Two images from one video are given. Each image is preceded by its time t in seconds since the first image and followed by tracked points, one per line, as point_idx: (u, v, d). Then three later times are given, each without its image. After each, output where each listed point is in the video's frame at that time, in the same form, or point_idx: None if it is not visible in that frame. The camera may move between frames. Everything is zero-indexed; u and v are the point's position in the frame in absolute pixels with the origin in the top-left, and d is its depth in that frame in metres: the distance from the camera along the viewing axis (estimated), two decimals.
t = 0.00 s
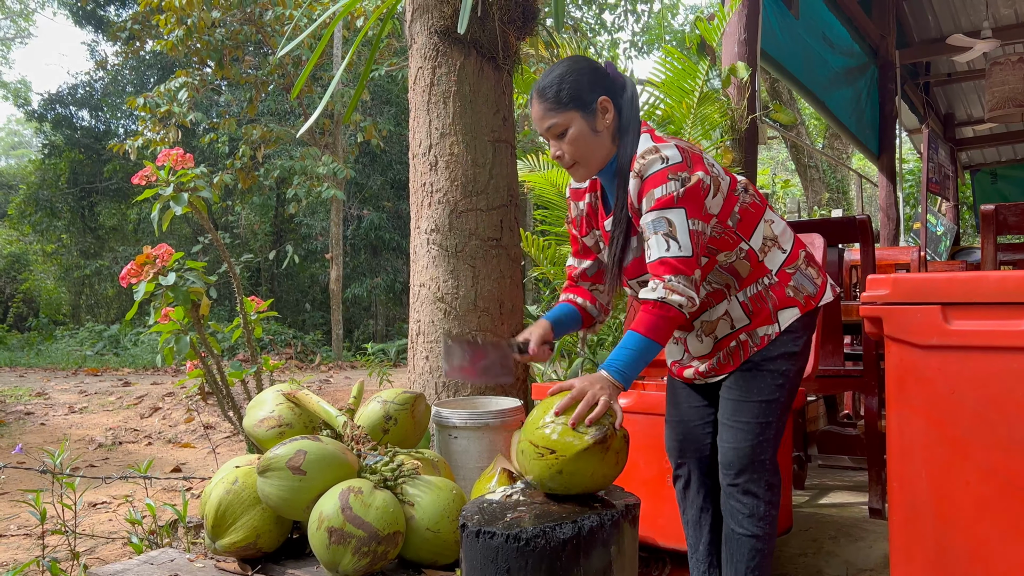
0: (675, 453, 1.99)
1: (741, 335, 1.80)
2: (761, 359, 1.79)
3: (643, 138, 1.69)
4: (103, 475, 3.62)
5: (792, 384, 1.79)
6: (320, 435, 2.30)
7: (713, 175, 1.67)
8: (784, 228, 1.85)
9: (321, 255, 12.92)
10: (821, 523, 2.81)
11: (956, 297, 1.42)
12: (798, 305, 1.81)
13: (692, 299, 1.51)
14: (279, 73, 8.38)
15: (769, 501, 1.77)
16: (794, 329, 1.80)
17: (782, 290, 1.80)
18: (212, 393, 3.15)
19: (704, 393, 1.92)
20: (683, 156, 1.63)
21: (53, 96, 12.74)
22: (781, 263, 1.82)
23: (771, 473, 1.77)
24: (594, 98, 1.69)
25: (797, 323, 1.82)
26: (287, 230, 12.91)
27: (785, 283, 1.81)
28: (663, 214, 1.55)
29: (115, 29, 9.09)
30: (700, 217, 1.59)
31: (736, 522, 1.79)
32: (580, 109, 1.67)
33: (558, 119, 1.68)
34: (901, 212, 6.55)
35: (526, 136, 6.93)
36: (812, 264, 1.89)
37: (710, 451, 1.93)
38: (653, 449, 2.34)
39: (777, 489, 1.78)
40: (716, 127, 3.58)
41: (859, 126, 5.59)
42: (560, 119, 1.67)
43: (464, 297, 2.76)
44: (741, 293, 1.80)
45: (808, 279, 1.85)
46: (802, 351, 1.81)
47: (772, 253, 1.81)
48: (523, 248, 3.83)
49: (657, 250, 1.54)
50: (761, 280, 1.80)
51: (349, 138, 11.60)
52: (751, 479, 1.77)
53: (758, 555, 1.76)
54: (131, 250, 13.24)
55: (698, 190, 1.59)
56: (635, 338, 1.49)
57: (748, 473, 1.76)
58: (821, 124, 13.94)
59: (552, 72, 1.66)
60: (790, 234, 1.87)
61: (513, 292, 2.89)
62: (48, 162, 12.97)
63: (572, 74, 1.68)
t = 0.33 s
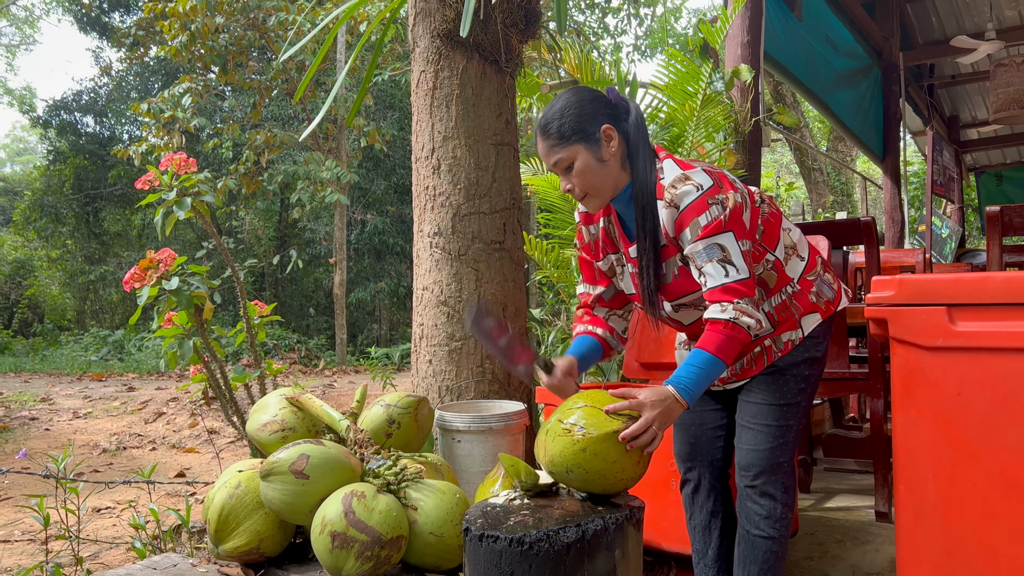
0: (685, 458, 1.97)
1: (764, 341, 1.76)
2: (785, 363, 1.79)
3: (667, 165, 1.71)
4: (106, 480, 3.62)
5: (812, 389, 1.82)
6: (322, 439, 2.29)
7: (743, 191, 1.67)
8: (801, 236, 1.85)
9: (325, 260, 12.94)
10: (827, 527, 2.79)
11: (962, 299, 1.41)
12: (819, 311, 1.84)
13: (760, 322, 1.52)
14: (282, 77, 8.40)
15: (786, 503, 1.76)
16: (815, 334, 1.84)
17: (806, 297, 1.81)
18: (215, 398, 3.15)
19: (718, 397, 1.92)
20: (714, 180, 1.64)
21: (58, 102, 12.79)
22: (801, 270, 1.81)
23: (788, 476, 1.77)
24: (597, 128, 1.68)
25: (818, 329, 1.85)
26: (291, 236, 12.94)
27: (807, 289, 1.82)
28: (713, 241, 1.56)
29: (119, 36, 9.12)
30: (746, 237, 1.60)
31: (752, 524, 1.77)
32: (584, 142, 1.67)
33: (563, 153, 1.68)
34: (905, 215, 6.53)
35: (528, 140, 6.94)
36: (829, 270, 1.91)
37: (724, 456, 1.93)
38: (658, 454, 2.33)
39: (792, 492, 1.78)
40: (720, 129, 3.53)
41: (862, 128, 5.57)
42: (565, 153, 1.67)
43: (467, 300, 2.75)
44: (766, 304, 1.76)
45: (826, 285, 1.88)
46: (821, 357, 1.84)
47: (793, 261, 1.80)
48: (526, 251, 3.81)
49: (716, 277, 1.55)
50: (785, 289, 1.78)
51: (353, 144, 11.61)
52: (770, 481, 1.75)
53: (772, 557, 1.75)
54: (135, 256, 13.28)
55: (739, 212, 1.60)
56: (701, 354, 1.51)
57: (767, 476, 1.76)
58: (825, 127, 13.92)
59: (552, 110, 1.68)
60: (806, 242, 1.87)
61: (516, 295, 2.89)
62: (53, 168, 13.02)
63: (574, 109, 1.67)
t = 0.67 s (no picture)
0: (696, 472, 1.95)
1: (773, 353, 1.76)
2: (793, 376, 1.78)
3: (670, 172, 1.70)
4: (120, 494, 3.64)
5: (821, 402, 1.81)
6: (334, 453, 2.30)
7: (748, 200, 1.66)
8: (807, 244, 1.85)
9: (336, 273, 12.99)
10: (840, 540, 2.77)
11: (974, 311, 1.40)
12: (827, 321, 1.83)
13: (765, 330, 1.50)
14: (293, 93, 8.45)
15: (797, 518, 1.75)
16: (824, 345, 1.83)
17: (814, 307, 1.81)
18: (227, 413, 3.16)
19: (727, 412, 1.91)
20: (719, 188, 1.63)
21: (72, 119, 12.90)
22: (809, 280, 1.81)
23: (799, 490, 1.76)
24: (594, 140, 1.70)
25: (827, 340, 1.84)
26: (302, 249, 13.00)
27: (815, 298, 1.81)
28: (718, 248, 1.55)
29: (132, 53, 9.20)
30: (751, 245, 1.59)
31: (764, 539, 1.77)
32: (582, 154, 1.69)
33: (564, 167, 1.71)
34: (917, 225, 6.51)
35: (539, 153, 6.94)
36: (837, 280, 1.90)
37: (734, 470, 1.92)
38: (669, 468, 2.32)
39: (804, 506, 1.77)
40: (729, 141, 3.55)
41: (872, 138, 5.56)
42: (564, 167, 1.70)
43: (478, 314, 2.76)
44: (774, 312, 1.76)
45: (834, 295, 1.87)
46: (831, 369, 1.84)
47: (801, 270, 1.80)
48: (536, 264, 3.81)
49: (720, 285, 1.53)
50: (792, 299, 1.77)
51: (363, 158, 11.67)
52: (781, 495, 1.75)
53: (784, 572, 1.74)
54: (148, 270, 13.36)
55: (743, 218, 1.59)
56: (713, 368, 1.48)
57: (778, 490, 1.75)
58: (835, 138, 13.92)
59: (546, 126, 1.71)
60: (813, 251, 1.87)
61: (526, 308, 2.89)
62: (66, 184, 13.15)
63: (572, 123, 1.70)
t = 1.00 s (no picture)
0: (710, 472, 1.95)
1: (789, 354, 1.75)
2: (809, 377, 1.77)
3: (669, 185, 1.71)
4: (128, 495, 3.65)
5: (837, 402, 1.80)
6: (342, 453, 2.30)
7: (749, 203, 1.66)
8: (820, 242, 1.84)
9: (343, 275, 13.02)
10: (850, 540, 2.75)
11: (984, 308, 1.39)
12: (843, 320, 1.82)
13: (782, 332, 1.51)
14: (299, 94, 8.48)
15: (812, 518, 1.74)
16: (840, 345, 1.82)
17: (828, 306, 1.80)
18: (235, 414, 3.16)
19: (742, 412, 1.91)
20: (719, 195, 1.64)
21: (79, 122, 12.96)
22: (823, 279, 1.80)
23: (815, 491, 1.76)
24: (583, 167, 1.69)
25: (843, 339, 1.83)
26: (309, 250, 13.04)
27: (830, 297, 1.80)
28: (725, 256, 1.56)
29: (139, 56, 9.24)
30: (758, 249, 1.59)
31: (777, 538, 1.76)
32: (575, 184, 1.68)
33: (559, 201, 1.70)
34: (924, 223, 6.48)
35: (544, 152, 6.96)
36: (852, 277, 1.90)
37: (749, 469, 1.91)
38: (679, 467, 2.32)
39: (818, 506, 1.76)
40: (736, 140, 3.55)
41: (879, 137, 5.55)
42: (558, 201, 1.70)
43: (485, 313, 2.76)
44: (788, 313, 1.75)
45: (849, 293, 1.86)
46: (847, 367, 1.82)
47: (815, 269, 1.79)
48: (544, 264, 3.81)
49: (732, 291, 1.54)
50: (807, 298, 1.77)
51: (369, 159, 11.70)
52: (795, 495, 1.74)
53: (798, 572, 1.73)
54: (155, 273, 13.41)
55: (746, 223, 1.59)
56: (731, 368, 1.50)
57: (794, 490, 1.74)
58: (842, 135, 13.89)
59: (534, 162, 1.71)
60: (826, 250, 1.87)
61: (534, 307, 2.89)
62: (74, 187, 13.23)
63: (560, 155, 1.69)
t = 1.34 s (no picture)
0: (708, 454, 1.97)
1: (772, 337, 1.76)
2: (794, 360, 1.77)
3: (670, 152, 1.69)
4: (130, 481, 3.67)
5: (824, 385, 1.78)
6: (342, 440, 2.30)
7: (747, 179, 1.66)
8: (814, 227, 1.83)
9: (342, 262, 13.01)
10: (848, 525, 2.77)
11: (985, 294, 1.39)
12: (830, 305, 1.80)
13: (751, 307, 1.50)
14: (298, 80, 8.43)
15: (802, 501, 1.75)
16: (826, 330, 1.79)
17: (815, 291, 1.78)
18: (236, 400, 3.17)
19: (732, 394, 1.91)
20: (716, 165, 1.62)
21: (77, 108, 12.90)
22: (812, 263, 1.80)
23: (806, 475, 1.76)
24: (629, 110, 1.65)
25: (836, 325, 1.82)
26: (308, 237, 13.01)
27: (817, 282, 1.79)
28: (710, 224, 1.55)
29: (136, 42, 9.17)
30: (746, 222, 1.58)
31: (769, 523, 1.76)
32: (618, 121, 1.63)
33: (598, 129, 1.62)
34: (925, 210, 6.48)
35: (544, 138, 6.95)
36: (842, 265, 1.88)
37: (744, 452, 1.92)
38: (677, 453, 2.32)
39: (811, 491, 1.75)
40: (737, 127, 3.53)
41: (880, 124, 5.54)
42: (598, 130, 1.61)
43: (484, 300, 2.76)
44: (771, 295, 1.76)
45: (840, 279, 1.83)
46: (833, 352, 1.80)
47: (803, 253, 1.79)
48: (544, 251, 3.83)
49: (711, 259, 1.54)
50: (792, 281, 1.77)
51: (369, 145, 11.67)
52: (786, 480, 1.74)
53: (792, 557, 1.73)
54: (154, 260, 13.40)
55: (738, 197, 1.58)
56: (685, 332, 1.52)
57: (783, 475, 1.74)
58: (843, 122, 13.85)
59: (583, 86, 1.61)
60: (820, 235, 1.85)
61: (533, 294, 2.89)
62: (73, 173, 13.18)
63: (609, 88, 1.63)
